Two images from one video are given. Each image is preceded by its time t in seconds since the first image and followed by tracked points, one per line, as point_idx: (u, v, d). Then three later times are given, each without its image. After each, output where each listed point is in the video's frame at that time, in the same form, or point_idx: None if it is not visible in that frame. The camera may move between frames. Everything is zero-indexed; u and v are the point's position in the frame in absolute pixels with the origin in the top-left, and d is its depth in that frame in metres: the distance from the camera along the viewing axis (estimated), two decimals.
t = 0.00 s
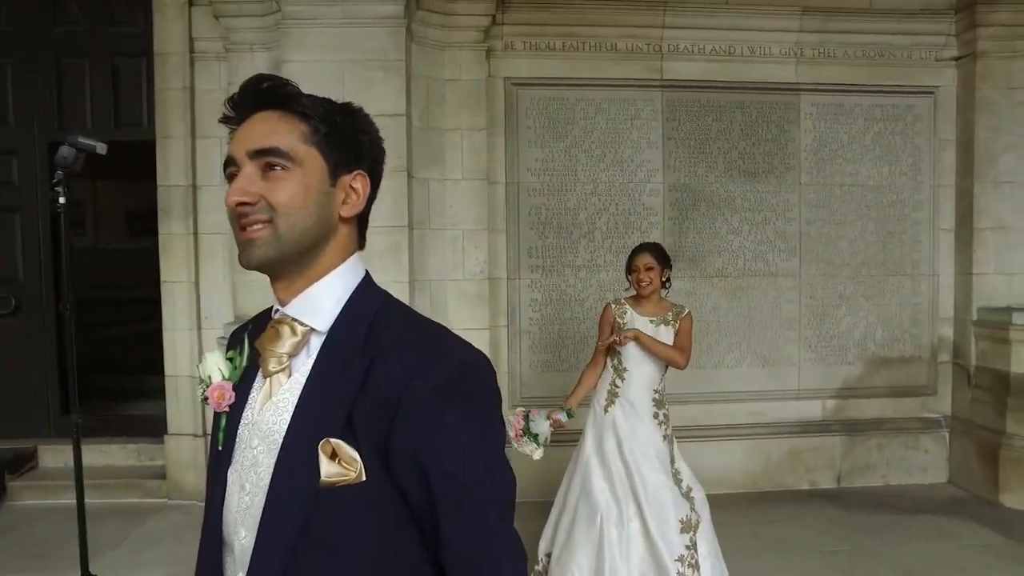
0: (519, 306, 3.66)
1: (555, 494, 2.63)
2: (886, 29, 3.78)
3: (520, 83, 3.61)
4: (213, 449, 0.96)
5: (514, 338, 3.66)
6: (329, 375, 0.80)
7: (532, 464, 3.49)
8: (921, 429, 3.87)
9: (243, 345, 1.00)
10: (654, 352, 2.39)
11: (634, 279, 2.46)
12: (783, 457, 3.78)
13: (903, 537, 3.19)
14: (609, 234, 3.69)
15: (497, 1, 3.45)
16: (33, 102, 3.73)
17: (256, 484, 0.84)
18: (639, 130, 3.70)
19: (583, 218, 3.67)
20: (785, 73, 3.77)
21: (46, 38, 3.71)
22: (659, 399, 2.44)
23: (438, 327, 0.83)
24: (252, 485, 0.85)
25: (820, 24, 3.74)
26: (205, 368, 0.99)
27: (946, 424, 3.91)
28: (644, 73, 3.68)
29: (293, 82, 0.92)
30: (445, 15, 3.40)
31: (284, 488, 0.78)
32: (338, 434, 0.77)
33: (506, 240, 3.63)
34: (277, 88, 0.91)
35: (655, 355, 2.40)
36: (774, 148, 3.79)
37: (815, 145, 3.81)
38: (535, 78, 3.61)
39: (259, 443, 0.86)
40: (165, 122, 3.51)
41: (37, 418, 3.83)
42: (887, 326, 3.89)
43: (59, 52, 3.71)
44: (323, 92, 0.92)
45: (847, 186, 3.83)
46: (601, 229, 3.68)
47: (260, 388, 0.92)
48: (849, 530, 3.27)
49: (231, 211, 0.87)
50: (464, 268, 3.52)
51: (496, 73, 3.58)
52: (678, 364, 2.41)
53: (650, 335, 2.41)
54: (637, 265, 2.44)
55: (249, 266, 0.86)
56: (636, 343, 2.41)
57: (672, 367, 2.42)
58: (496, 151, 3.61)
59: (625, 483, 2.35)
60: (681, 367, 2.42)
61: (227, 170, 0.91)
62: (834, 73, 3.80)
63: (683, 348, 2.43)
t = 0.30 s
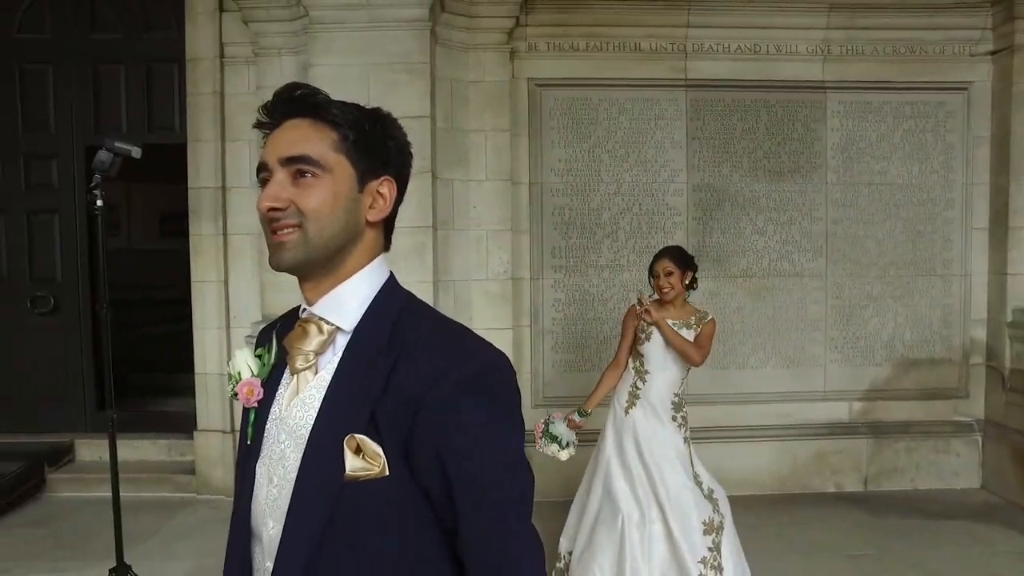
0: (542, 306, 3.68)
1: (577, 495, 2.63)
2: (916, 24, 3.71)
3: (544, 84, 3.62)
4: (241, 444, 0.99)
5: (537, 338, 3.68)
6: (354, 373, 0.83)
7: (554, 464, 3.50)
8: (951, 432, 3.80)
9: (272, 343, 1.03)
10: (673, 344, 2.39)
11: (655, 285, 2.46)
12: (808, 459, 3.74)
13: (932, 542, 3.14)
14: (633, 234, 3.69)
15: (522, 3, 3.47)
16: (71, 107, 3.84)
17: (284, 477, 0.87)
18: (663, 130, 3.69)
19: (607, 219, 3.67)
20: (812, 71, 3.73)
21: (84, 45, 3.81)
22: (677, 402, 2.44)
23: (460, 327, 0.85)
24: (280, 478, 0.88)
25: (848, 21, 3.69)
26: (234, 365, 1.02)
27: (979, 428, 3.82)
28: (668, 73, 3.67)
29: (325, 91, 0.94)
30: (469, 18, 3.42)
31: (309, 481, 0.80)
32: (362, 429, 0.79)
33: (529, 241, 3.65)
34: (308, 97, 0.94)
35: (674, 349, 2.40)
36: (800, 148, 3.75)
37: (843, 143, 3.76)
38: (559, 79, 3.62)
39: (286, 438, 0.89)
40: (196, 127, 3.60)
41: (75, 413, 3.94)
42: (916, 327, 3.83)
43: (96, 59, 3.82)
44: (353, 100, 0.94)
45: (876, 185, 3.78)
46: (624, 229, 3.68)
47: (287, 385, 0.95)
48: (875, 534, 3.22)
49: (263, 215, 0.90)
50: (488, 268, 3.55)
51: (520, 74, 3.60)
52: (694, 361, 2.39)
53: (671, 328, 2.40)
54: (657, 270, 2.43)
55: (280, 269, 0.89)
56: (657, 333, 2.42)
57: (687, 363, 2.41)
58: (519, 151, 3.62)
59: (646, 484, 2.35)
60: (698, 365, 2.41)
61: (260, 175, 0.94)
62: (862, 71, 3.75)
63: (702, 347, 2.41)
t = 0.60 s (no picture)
0: (556, 306, 3.68)
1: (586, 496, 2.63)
2: (935, 20, 3.66)
3: (558, 83, 3.62)
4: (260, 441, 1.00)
5: (551, 338, 3.69)
6: (374, 372, 0.83)
7: (567, 464, 3.51)
8: (971, 435, 3.75)
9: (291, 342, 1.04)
10: (688, 352, 2.38)
11: (675, 293, 2.46)
12: (824, 460, 3.72)
13: (949, 545, 3.10)
14: (647, 234, 3.68)
15: (536, 3, 3.47)
16: (92, 110, 3.90)
17: (303, 473, 0.89)
18: (677, 130, 3.68)
19: (621, 219, 3.66)
20: (828, 70, 3.70)
21: (104, 48, 3.87)
22: (684, 408, 2.45)
23: (476, 326, 0.86)
24: (299, 475, 0.89)
25: (865, 18, 3.65)
26: (254, 363, 1.04)
27: (999, 430, 3.78)
28: (682, 72, 3.66)
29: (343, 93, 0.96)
30: (484, 18, 3.43)
31: (327, 477, 0.81)
32: (380, 427, 0.80)
33: (543, 241, 3.65)
34: (327, 100, 0.95)
35: (688, 358, 2.40)
36: (816, 147, 3.72)
37: (860, 142, 3.73)
38: (573, 79, 3.62)
39: (306, 435, 0.90)
40: (213, 127, 3.64)
41: (95, 411, 4.00)
42: (935, 328, 3.78)
43: (116, 61, 3.87)
44: (371, 102, 0.95)
45: (893, 184, 3.74)
46: (639, 229, 3.68)
47: (306, 383, 0.96)
48: (891, 536, 3.20)
49: (283, 216, 0.91)
50: (502, 268, 3.56)
51: (534, 74, 3.60)
52: (707, 373, 2.39)
53: (688, 337, 2.40)
54: (678, 280, 2.44)
55: (300, 269, 0.90)
56: (673, 340, 2.41)
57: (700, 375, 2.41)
58: (533, 151, 3.63)
59: (654, 485, 2.35)
60: (710, 379, 2.40)
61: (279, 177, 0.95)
62: (880, 69, 3.71)
63: (717, 361, 2.41)
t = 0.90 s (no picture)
0: (567, 304, 3.68)
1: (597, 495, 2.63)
2: (950, 17, 3.63)
3: (569, 82, 3.62)
4: (274, 434, 1.02)
5: (562, 337, 3.69)
6: (387, 364, 0.84)
7: (577, 462, 3.51)
8: (986, 435, 3.72)
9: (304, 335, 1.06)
10: (697, 350, 2.37)
11: (685, 292, 2.46)
12: (836, 460, 3.69)
13: (963, 546, 3.08)
14: (658, 233, 3.67)
15: (547, 2, 3.47)
16: (108, 110, 3.95)
17: (317, 464, 0.90)
18: (688, 129, 3.67)
19: (632, 217, 3.66)
20: (841, 67, 3.68)
21: (120, 50, 3.92)
22: (693, 406, 2.45)
23: (488, 320, 0.86)
24: (313, 466, 0.90)
25: (878, 15, 3.62)
26: (267, 357, 1.05)
27: (1015, 431, 3.73)
28: (693, 70, 3.65)
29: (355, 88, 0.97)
30: (495, 17, 3.44)
31: (341, 469, 0.82)
32: (394, 421, 0.81)
33: (553, 240, 3.65)
34: (340, 95, 0.96)
35: (698, 357, 2.39)
36: (829, 145, 3.70)
37: (873, 140, 3.70)
38: (584, 78, 3.62)
39: (319, 426, 0.91)
40: (226, 127, 3.67)
41: (110, 408, 4.04)
42: (949, 328, 3.75)
43: (131, 62, 3.92)
44: (383, 98, 0.96)
45: (907, 182, 3.71)
46: (650, 228, 3.67)
47: (319, 376, 0.97)
48: (904, 537, 3.17)
49: (295, 208, 0.91)
50: (514, 266, 3.57)
51: (545, 73, 3.61)
52: (718, 372, 2.38)
53: (698, 336, 2.39)
54: (688, 278, 2.43)
55: (312, 261, 0.91)
56: (683, 339, 2.41)
57: (710, 373, 2.40)
58: (544, 150, 3.63)
59: (665, 484, 2.34)
60: (720, 377, 2.40)
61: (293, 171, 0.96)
62: (894, 66, 3.69)
63: (727, 360, 2.40)
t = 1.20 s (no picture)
0: (572, 305, 3.68)
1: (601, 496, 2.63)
2: (957, 16, 3.61)
3: (574, 83, 3.63)
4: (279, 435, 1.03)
5: (567, 337, 3.69)
6: (390, 366, 0.85)
7: (581, 462, 3.51)
8: (993, 437, 3.70)
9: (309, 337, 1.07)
10: (701, 351, 2.37)
11: (689, 293, 2.45)
12: (842, 461, 3.68)
13: (968, 547, 3.07)
14: (663, 233, 3.67)
15: (553, 3, 3.48)
16: (116, 111, 3.98)
17: (322, 464, 0.91)
18: (693, 129, 3.66)
19: (637, 218, 3.66)
20: (846, 67, 3.67)
21: (128, 51, 3.94)
22: (697, 407, 2.45)
23: (490, 321, 0.87)
24: (318, 465, 0.91)
25: (885, 15, 3.61)
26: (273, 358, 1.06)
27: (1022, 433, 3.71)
28: (699, 71, 3.65)
29: (359, 93, 0.97)
30: (500, 18, 3.45)
31: (344, 469, 0.83)
32: (397, 422, 0.82)
33: (558, 240, 3.66)
34: (344, 99, 0.97)
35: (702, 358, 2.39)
36: (835, 145, 3.69)
37: (879, 140, 3.69)
38: (589, 78, 3.62)
39: (324, 426, 0.92)
40: (233, 128, 3.70)
41: (118, 407, 4.07)
42: (955, 329, 3.73)
43: (139, 64, 3.94)
44: (387, 102, 0.97)
45: (913, 182, 3.70)
46: (655, 229, 3.67)
47: (324, 377, 0.98)
48: (909, 539, 3.16)
49: (300, 212, 0.92)
50: (519, 267, 3.58)
51: (550, 74, 3.61)
52: (721, 372, 2.38)
53: (702, 337, 2.39)
54: (692, 279, 2.43)
55: (317, 264, 0.92)
56: (687, 340, 2.40)
57: (714, 374, 2.40)
58: (549, 151, 3.63)
59: (668, 485, 2.35)
60: (724, 378, 2.39)
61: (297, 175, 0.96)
62: (900, 66, 3.67)
63: (729, 361, 2.40)
